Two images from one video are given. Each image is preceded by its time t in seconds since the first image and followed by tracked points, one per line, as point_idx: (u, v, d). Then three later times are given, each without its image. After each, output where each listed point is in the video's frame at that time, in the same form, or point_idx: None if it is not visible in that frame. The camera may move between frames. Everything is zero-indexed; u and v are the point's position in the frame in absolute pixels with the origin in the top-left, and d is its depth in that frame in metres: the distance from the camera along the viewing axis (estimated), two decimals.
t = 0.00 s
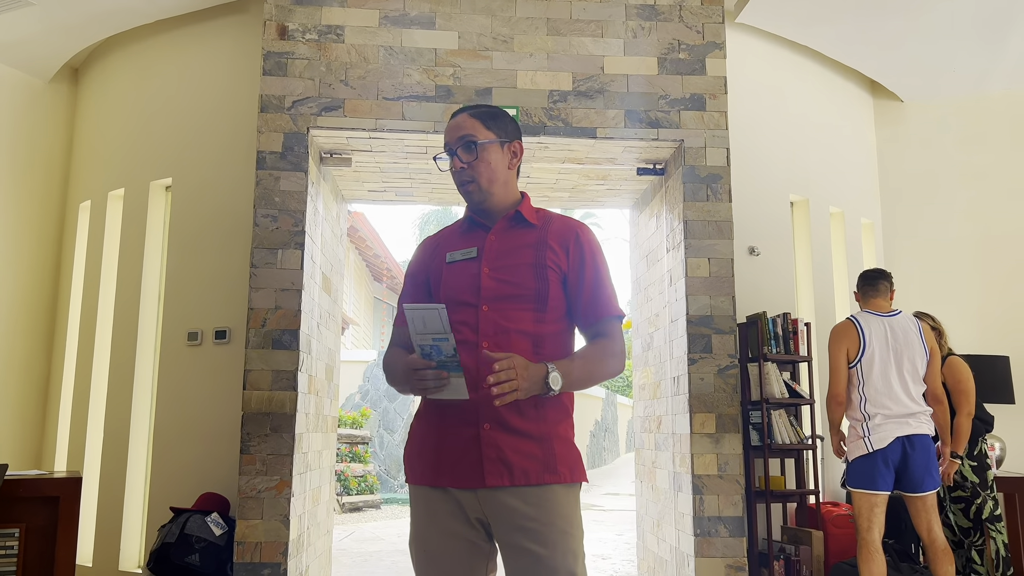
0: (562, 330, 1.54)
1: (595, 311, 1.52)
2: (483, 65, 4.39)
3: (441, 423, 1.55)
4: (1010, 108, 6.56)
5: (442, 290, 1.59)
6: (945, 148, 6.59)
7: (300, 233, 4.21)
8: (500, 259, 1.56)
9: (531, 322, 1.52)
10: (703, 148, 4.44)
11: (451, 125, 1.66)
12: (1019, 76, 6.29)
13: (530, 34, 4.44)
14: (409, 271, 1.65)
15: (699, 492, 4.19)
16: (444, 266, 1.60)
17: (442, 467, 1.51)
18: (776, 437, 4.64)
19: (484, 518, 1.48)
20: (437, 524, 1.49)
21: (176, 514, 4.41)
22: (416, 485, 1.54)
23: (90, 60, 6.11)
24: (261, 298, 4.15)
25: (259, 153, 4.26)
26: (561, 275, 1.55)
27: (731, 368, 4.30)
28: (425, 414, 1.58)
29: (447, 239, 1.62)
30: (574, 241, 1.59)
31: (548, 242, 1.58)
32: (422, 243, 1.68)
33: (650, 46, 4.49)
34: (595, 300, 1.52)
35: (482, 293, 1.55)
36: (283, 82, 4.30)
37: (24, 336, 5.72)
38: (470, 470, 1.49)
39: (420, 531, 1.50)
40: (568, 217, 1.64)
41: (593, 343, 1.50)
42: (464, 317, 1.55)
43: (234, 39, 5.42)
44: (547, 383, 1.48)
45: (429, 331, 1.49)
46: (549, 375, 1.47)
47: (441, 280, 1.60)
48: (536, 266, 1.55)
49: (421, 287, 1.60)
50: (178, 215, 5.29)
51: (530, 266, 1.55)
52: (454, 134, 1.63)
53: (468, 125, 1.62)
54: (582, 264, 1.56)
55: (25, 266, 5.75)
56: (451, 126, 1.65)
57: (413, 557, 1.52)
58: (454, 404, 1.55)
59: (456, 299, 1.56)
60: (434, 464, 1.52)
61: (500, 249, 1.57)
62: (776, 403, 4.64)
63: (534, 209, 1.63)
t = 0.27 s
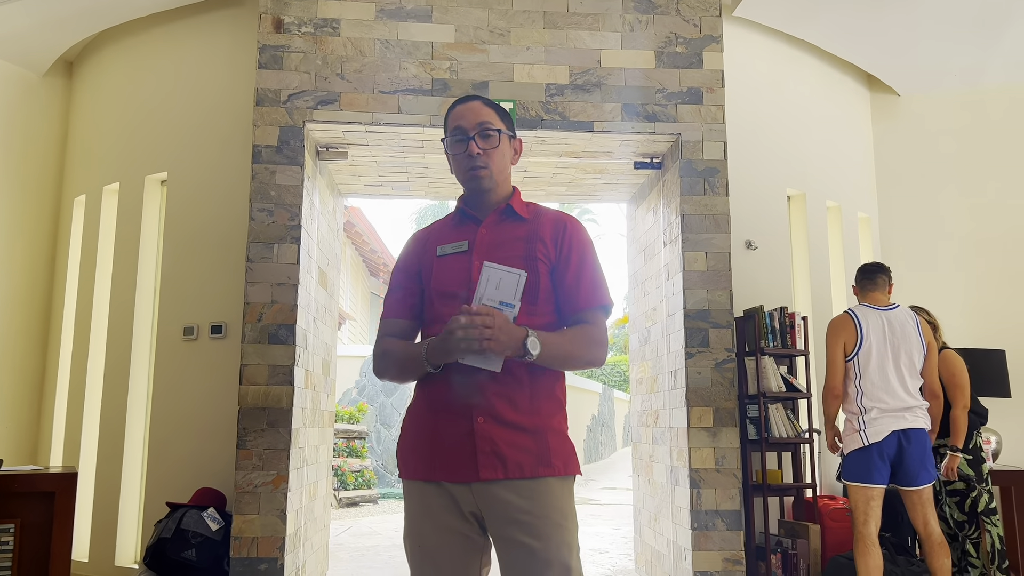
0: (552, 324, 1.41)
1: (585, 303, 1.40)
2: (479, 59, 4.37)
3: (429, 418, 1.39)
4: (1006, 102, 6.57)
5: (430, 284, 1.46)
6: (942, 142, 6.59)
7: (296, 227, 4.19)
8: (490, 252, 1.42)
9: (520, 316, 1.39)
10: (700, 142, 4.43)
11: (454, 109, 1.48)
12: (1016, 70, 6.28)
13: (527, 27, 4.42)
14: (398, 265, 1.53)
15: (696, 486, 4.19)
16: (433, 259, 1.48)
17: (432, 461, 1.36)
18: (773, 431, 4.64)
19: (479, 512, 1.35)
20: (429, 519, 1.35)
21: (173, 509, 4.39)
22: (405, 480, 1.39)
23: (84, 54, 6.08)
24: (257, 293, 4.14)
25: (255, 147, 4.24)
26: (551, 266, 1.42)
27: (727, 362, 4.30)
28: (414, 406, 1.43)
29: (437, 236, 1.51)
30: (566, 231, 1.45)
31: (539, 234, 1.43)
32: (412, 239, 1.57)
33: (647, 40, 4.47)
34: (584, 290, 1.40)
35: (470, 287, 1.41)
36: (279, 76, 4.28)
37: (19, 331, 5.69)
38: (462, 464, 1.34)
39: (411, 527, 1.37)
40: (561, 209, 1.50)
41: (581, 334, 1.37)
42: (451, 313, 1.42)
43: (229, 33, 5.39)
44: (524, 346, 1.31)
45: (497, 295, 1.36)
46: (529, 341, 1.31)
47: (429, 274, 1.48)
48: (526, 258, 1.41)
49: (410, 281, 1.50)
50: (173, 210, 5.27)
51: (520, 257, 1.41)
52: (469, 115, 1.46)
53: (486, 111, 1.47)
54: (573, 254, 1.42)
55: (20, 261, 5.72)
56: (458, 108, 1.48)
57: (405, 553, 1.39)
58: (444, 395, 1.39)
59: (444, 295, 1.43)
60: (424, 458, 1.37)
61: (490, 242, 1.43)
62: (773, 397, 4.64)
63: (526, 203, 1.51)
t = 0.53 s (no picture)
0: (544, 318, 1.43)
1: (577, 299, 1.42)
2: (474, 55, 4.37)
3: (422, 414, 1.39)
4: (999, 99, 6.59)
5: (422, 280, 1.46)
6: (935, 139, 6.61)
7: (290, 224, 4.19)
8: (482, 249, 1.42)
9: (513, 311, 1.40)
10: (695, 138, 4.44)
11: (458, 103, 1.48)
12: (1009, 67, 6.31)
13: (521, 23, 4.42)
14: (385, 259, 1.52)
15: (690, 482, 4.21)
16: (424, 255, 1.47)
17: (426, 457, 1.36)
18: (767, 428, 4.65)
19: (473, 507, 1.34)
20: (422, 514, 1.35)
21: (167, 506, 4.39)
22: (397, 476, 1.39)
23: (77, 50, 6.06)
24: (251, 289, 4.13)
25: (249, 143, 4.23)
26: (543, 262, 1.43)
27: (721, 359, 4.31)
28: (406, 402, 1.42)
29: (426, 230, 1.50)
30: (556, 228, 1.46)
31: (531, 230, 1.44)
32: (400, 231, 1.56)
33: (642, 36, 4.48)
34: (575, 286, 1.42)
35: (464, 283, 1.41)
36: (273, 71, 4.28)
37: (13, 328, 5.68)
38: (457, 459, 1.34)
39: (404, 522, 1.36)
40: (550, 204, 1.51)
41: (573, 328, 1.38)
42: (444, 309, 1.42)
43: (222, 29, 5.38)
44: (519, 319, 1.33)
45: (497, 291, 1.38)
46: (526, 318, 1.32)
47: (420, 270, 1.47)
48: (519, 253, 1.42)
49: (400, 276, 1.49)
50: (167, 206, 5.26)
51: (513, 254, 1.42)
52: (478, 110, 1.46)
53: (494, 107, 1.48)
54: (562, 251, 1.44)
55: (14, 258, 5.70)
56: (464, 101, 1.48)
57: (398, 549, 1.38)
58: (436, 392, 1.39)
59: (437, 291, 1.43)
60: (417, 454, 1.37)
61: (482, 238, 1.43)
62: (767, 393, 4.65)
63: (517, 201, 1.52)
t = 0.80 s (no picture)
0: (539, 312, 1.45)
1: (572, 293, 1.44)
2: (472, 50, 4.37)
3: (419, 406, 1.39)
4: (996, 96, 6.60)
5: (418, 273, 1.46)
6: (933, 136, 6.62)
7: (289, 219, 4.19)
8: (480, 243, 1.43)
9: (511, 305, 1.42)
10: (692, 134, 4.45)
11: (456, 98, 1.49)
12: (1006, 64, 6.32)
13: (520, 19, 4.42)
14: (378, 250, 1.51)
15: (688, 477, 4.22)
16: (420, 248, 1.47)
17: (424, 449, 1.36)
18: (764, 423, 4.64)
19: (471, 500, 1.35)
20: (420, 506, 1.35)
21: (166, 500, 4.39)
22: (395, 469, 1.39)
23: (75, 45, 6.06)
24: (250, 284, 4.14)
25: (248, 138, 4.23)
26: (538, 257, 1.45)
27: (719, 354, 4.32)
28: (403, 395, 1.43)
29: (421, 224, 1.50)
30: (551, 223, 1.48)
31: (527, 225, 1.45)
32: (392, 225, 1.55)
33: (640, 32, 4.48)
34: (570, 281, 1.45)
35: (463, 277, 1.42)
36: (271, 67, 4.27)
37: (11, 323, 5.68)
38: (456, 450, 1.35)
39: (402, 515, 1.36)
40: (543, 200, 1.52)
41: (570, 323, 1.41)
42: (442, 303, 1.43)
43: (221, 25, 5.38)
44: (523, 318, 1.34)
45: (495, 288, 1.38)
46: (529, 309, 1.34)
47: (416, 263, 1.47)
48: (516, 249, 1.43)
49: (394, 269, 1.49)
50: (165, 201, 5.26)
51: (510, 248, 1.43)
52: (476, 106, 1.47)
53: (492, 104, 1.49)
54: (557, 246, 1.46)
55: (12, 253, 5.70)
56: (462, 96, 1.48)
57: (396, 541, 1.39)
58: (433, 385, 1.39)
59: (434, 284, 1.44)
60: (415, 446, 1.37)
61: (479, 233, 1.44)
62: (764, 388, 4.66)
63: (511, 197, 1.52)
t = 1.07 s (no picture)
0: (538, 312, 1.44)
1: (570, 293, 1.43)
2: (472, 47, 4.36)
3: (415, 405, 1.38)
4: (997, 94, 6.59)
5: (415, 271, 1.45)
6: (934, 133, 6.60)
7: (288, 216, 4.18)
8: (477, 241, 1.42)
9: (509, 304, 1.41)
10: (693, 132, 4.43)
11: (456, 95, 1.47)
12: (1008, 61, 6.30)
13: (520, 15, 4.41)
14: (376, 249, 1.50)
15: (688, 474, 4.21)
16: (417, 247, 1.46)
17: (420, 449, 1.35)
18: (764, 421, 4.64)
19: (467, 499, 1.34)
20: (416, 505, 1.34)
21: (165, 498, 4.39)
22: (391, 468, 1.38)
23: (73, 41, 6.04)
24: (249, 281, 4.13)
25: (247, 135, 4.22)
26: (537, 256, 1.44)
27: (719, 352, 4.31)
28: (399, 394, 1.42)
29: (419, 223, 1.50)
30: (549, 222, 1.47)
31: (525, 224, 1.44)
32: (390, 224, 1.54)
33: (641, 28, 4.46)
34: (568, 280, 1.43)
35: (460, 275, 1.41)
36: (271, 63, 4.26)
37: (10, 319, 5.67)
38: (451, 450, 1.34)
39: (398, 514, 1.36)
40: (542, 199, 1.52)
41: (568, 322, 1.40)
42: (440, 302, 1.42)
43: (219, 21, 5.36)
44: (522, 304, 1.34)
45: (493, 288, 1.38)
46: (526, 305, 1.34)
47: (413, 262, 1.46)
48: (514, 248, 1.42)
49: (391, 268, 1.48)
50: (164, 197, 5.25)
51: (508, 247, 1.42)
52: (478, 103, 1.46)
53: (493, 101, 1.48)
54: (555, 245, 1.45)
55: (11, 249, 5.70)
56: (462, 93, 1.47)
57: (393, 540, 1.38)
58: (429, 385, 1.38)
59: (431, 283, 1.43)
60: (411, 446, 1.36)
61: (477, 231, 1.43)
62: (764, 385, 4.66)
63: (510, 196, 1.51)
